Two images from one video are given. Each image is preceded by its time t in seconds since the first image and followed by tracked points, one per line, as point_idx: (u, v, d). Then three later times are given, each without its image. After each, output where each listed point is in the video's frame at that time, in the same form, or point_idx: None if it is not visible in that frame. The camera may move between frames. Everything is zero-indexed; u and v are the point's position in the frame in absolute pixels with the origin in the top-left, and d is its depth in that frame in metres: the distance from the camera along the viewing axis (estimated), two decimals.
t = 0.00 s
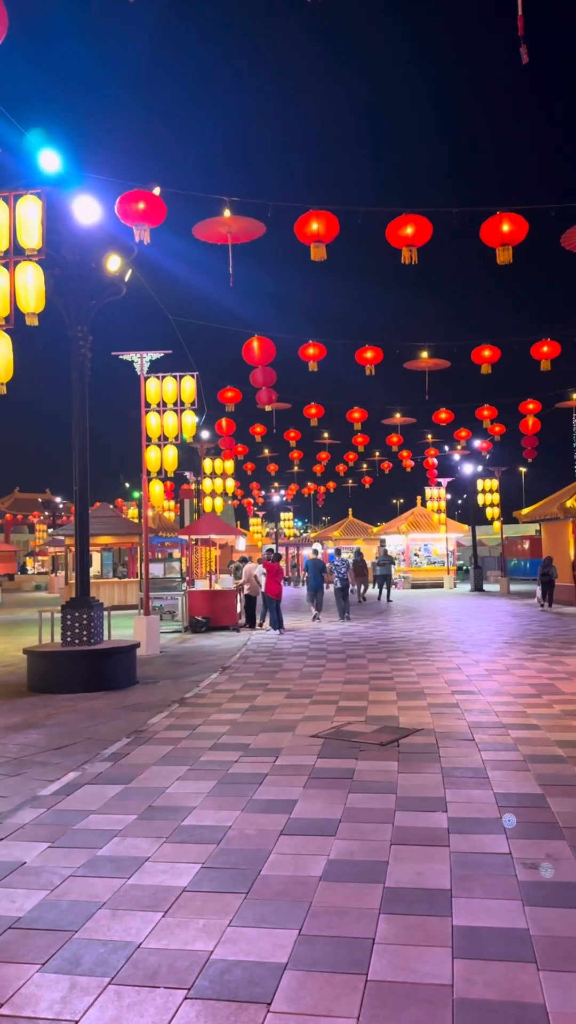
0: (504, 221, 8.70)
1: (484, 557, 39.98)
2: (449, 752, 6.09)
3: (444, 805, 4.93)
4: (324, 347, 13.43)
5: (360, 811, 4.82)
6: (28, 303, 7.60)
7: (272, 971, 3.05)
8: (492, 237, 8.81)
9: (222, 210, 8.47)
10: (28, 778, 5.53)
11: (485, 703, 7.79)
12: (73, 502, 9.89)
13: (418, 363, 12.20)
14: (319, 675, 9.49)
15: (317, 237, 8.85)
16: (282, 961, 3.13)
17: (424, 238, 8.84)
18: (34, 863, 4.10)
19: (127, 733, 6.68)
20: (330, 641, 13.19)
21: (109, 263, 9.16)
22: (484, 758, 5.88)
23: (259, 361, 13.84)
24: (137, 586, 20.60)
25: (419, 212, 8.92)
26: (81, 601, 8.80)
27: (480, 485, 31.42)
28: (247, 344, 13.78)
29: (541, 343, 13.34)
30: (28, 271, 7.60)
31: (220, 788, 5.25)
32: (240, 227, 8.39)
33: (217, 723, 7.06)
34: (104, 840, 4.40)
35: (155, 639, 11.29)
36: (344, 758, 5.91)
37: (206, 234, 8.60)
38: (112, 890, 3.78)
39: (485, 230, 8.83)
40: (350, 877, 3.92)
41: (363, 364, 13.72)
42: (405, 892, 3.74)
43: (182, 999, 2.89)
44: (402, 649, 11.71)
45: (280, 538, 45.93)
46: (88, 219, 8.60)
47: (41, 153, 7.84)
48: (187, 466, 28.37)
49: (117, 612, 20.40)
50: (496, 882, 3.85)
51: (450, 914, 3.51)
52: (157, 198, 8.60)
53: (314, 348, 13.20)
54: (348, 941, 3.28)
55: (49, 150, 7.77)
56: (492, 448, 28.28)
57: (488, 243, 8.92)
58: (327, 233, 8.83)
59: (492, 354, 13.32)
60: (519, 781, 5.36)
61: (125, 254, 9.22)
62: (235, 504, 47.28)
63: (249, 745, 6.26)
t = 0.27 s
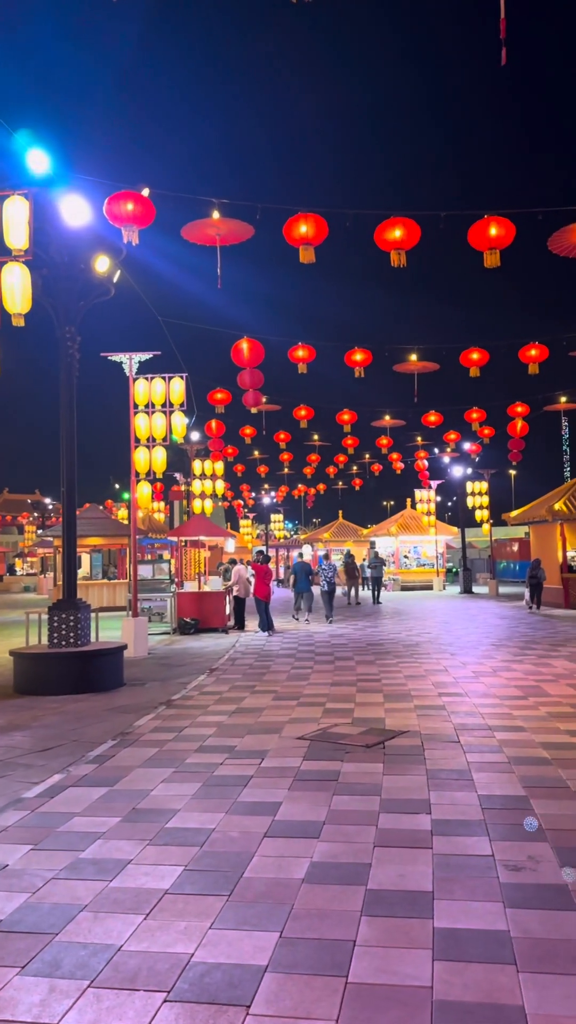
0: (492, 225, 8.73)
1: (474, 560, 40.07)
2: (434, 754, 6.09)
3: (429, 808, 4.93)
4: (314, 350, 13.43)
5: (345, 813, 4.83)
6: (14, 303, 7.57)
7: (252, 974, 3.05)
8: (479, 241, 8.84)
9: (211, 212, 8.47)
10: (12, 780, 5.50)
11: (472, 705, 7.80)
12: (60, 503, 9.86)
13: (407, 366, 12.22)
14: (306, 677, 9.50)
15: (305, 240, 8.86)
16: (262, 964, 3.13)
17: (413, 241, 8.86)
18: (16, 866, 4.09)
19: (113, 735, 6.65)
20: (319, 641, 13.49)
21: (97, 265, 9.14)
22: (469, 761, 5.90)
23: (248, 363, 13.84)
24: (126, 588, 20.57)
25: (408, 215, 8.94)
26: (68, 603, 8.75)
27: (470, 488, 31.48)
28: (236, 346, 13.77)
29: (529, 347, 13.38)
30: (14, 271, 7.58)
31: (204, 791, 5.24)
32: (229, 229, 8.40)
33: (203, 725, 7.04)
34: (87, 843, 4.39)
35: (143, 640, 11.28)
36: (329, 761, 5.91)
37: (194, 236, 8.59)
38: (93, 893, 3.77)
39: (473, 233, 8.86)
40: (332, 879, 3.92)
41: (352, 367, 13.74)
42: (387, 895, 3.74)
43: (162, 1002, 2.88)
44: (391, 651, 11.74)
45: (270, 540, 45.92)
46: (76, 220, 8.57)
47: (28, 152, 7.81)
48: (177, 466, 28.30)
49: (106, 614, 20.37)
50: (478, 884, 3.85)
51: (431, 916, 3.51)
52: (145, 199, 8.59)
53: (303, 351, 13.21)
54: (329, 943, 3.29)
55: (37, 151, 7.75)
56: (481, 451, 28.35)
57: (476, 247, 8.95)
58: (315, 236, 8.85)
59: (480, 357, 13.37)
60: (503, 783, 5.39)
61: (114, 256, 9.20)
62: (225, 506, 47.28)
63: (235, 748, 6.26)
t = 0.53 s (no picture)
0: (479, 229, 8.76)
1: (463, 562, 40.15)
2: (419, 756, 6.10)
3: (413, 809, 4.94)
4: (303, 352, 13.44)
5: (329, 815, 4.83)
6: None
7: (232, 976, 3.05)
8: (467, 244, 8.88)
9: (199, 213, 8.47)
10: None
11: (459, 708, 7.80)
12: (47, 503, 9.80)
13: (396, 369, 12.24)
14: (294, 679, 9.51)
15: (294, 242, 8.88)
16: (243, 966, 3.12)
17: (401, 244, 8.88)
18: None
19: (99, 737, 6.64)
20: (308, 641, 13.78)
21: (86, 266, 9.11)
22: (455, 762, 5.91)
23: (237, 364, 13.82)
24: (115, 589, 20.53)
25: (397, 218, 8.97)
26: (54, 605, 8.72)
27: (459, 490, 31.50)
28: (225, 348, 13.77)
29: (518, 349, 13.43)
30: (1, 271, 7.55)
31: (189, 793, 5.23)
32: (217, 231, 8.40)
33: (189, 728, 7.02)
34: (70, 845, 4.37)
35: (131, 642, 11.26)
36: (314, 763, 5.92)
37: (183, 237, 8.59)
38: (75, 896, 3.75)
39: (461, 237, 8.89)
40: (315, 881, 3.92)
41: (342, 369, 13.75)
42: (369, 897, 3.74)
43: (141, 1004, 2.88)
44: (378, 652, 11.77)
45: (260, 541, 45.89)
46: (65, 221, 8.54)
47: (17, 152, 7.80)
48: (166, 467, 28.28)
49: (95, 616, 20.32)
50: (461, 886, 3.86)
51: (412, 918, 3.52)
52: (134, 199, 8.57)
53: (292, 352, 13.22)
54: (310, 945, 3.28)
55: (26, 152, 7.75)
56: (470, 453, 28.42)
57: (463, 250, 8.98)
58: (304, 238, 8.86)
59: (469, 360, 13.40)
60: (487, 784, 5.39)
61: (102, 257, 9.18)
62: (216, 507, 47.22)
63: (221, 749, 6.25)
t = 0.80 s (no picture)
0: (467, 232, 8.79)
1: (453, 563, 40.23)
2: (405, 757, 6.13)
3: (397, 810, 4.96)
4: (293, 354, 13.45)
5: (313, 817, 4.83)
6: None
7: (212, 979, 3.05)
8: (454, 248, 8.90)
9: (188, 215, 8.46)
10: None
11: (445, 709, 7.83)
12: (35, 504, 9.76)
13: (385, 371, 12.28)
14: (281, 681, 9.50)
15: (282, 244, 8.88)
16: (223, 968, 3.13)
17: (389, 247, 8.90)
18: None
19: (84, 739, 6.62)
20: (297, 641, 14.14)
21: (74, 267, 9.10)
22: (439, 764, 5.92)
23: (225, 365, 13.82)
24: (104, 590, 20.46)
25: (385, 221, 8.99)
26: (41, 606, 8.72)
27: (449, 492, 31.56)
28: (213, 349, 13.76)
29: (506, 353, 13.47)
30: None
31: (174, 795, 5.24)
32: (206, 232, 8.40)
33: (175, 729, 7.02)
34: (53, 848, 4.37)
35: (118, 644, 11.23)
36: (300, 764, 5.93)
37: (172, 238, 8.59)
38: (57, 898, 3.75)
39: (449, 240, 8.92)
40: (297, 884, 3.93)
41: (332, 371, 13.76)
42: (351, 898, 3.76)
43: (121, 1007, 2.87)
44: (367, 654, 11.76)
45: (250, 543, 45.84)
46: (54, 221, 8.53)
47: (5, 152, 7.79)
48: (156, 467, 28.28)
49: (84, 616, 20.25)
50: (443, 888, 3.87)
51: (394, 920, 3.53)
52: (123, 200, 8.56)
53: (281, 353, 13.23)
54: (290, 948, 3.28)
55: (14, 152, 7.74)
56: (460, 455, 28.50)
57: (451, 253, 9.01)
58: (293, 240, 8.87)
59: (458, 363, 13.44)
60: (472, 787, 5.40)
61: (91, 257, 9.17)
62: (206, 509, 47.16)
63: (207, 752, 6.24)
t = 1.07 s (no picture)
0: (455, 235, 8.82)
1: (444, 565, 40.29)
2: (391, 759, 6.13)
3: (381, 812, 4.97)
4: (282, 356, 13.47)
5: (297, 819, 4.83)
6: None
7: (192, 981, 3.05)
8: (442, 251, 8.94)
9: (177, 216, 8.46)
10: None
11: (432, 711, 7.85)
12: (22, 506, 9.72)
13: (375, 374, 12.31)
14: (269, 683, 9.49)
15: (271, 246, 8.88)
16: (203, 969, 3.13)
17: (378, 250, 8.92)
18: None
19: (70, 741, 6.60)
20: (288, 641, 14.44)
21: (62, 267, 9.10)
22: (425, 766, 5.93)
23: (214, 367, 13.83)
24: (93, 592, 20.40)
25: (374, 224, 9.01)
26: (28, 608, 8.69)
27: (439, 495, 31.59)
28: (202, 351, 13.76)
29: (495, 356, 13.52)
30: None
31: (159, 797, 5.23)
32: (195, 233, 8.40)
33: (162, 732, 7.01)
34: (35, 850, 4.35)
35: (106, 646, 11.21)
36: (285, 766, 5.93)
37: (161, 239, 8.58)
38: (38, 900, 3.74)
39: (436, 244, 8.96)
40: (279, 885, 3.93)
41: (321, 372, 13.78)
42: (334, 899, 3.76)
43: (100, 1010, 2.87)
44: (355, 656, 11.77)
45: (241, 544, 45.80)
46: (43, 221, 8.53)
47: None
48: (147, 468, 28.28)
49: (72, 618, 20.19)
50: (425, 889, 3.88)
51: (375, 922, 3.53)
52: (112, 201, 8.55)
53: (272, 355, 13.24)
54: (271, 950, 3.28)
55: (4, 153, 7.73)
56: (450, 457, 28.57)
57: (439, 257, 9.04)
58: (281, 242, 8.87)
59: (447, 366, 13.48)
60: (457, 788, 5.41)
61: (80, 257, 9.16)
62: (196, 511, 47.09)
63: (193, 754, 6.24)
